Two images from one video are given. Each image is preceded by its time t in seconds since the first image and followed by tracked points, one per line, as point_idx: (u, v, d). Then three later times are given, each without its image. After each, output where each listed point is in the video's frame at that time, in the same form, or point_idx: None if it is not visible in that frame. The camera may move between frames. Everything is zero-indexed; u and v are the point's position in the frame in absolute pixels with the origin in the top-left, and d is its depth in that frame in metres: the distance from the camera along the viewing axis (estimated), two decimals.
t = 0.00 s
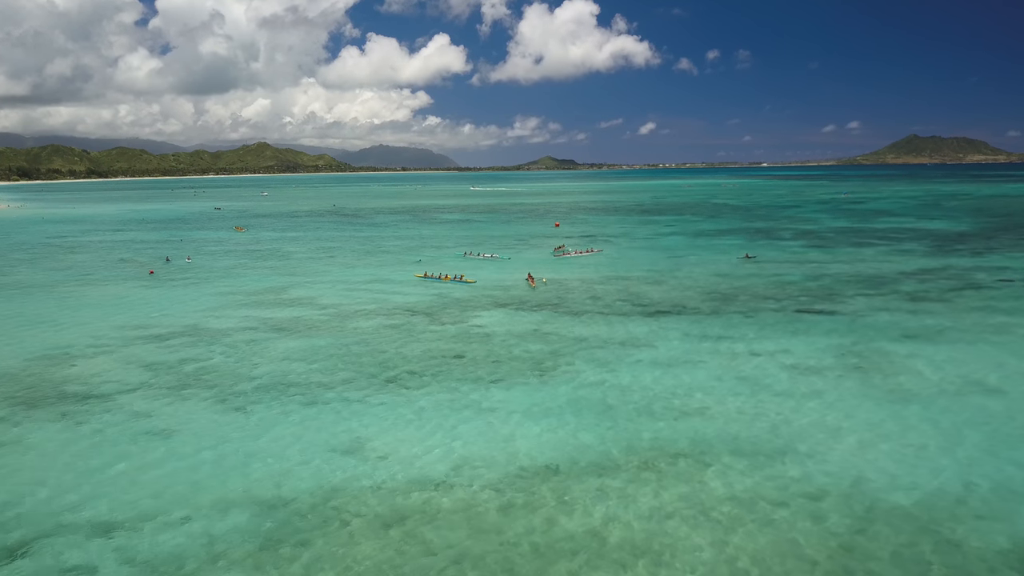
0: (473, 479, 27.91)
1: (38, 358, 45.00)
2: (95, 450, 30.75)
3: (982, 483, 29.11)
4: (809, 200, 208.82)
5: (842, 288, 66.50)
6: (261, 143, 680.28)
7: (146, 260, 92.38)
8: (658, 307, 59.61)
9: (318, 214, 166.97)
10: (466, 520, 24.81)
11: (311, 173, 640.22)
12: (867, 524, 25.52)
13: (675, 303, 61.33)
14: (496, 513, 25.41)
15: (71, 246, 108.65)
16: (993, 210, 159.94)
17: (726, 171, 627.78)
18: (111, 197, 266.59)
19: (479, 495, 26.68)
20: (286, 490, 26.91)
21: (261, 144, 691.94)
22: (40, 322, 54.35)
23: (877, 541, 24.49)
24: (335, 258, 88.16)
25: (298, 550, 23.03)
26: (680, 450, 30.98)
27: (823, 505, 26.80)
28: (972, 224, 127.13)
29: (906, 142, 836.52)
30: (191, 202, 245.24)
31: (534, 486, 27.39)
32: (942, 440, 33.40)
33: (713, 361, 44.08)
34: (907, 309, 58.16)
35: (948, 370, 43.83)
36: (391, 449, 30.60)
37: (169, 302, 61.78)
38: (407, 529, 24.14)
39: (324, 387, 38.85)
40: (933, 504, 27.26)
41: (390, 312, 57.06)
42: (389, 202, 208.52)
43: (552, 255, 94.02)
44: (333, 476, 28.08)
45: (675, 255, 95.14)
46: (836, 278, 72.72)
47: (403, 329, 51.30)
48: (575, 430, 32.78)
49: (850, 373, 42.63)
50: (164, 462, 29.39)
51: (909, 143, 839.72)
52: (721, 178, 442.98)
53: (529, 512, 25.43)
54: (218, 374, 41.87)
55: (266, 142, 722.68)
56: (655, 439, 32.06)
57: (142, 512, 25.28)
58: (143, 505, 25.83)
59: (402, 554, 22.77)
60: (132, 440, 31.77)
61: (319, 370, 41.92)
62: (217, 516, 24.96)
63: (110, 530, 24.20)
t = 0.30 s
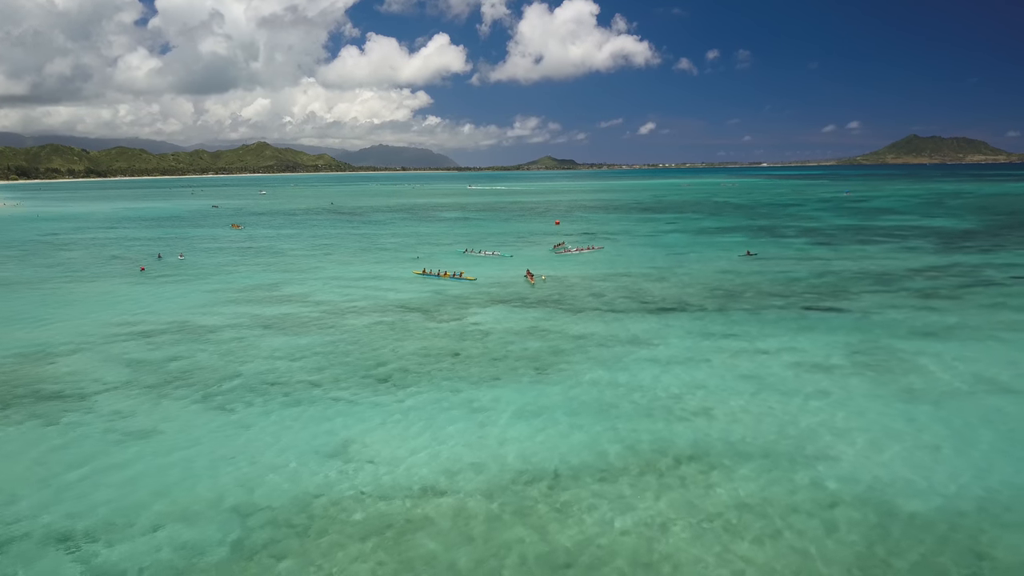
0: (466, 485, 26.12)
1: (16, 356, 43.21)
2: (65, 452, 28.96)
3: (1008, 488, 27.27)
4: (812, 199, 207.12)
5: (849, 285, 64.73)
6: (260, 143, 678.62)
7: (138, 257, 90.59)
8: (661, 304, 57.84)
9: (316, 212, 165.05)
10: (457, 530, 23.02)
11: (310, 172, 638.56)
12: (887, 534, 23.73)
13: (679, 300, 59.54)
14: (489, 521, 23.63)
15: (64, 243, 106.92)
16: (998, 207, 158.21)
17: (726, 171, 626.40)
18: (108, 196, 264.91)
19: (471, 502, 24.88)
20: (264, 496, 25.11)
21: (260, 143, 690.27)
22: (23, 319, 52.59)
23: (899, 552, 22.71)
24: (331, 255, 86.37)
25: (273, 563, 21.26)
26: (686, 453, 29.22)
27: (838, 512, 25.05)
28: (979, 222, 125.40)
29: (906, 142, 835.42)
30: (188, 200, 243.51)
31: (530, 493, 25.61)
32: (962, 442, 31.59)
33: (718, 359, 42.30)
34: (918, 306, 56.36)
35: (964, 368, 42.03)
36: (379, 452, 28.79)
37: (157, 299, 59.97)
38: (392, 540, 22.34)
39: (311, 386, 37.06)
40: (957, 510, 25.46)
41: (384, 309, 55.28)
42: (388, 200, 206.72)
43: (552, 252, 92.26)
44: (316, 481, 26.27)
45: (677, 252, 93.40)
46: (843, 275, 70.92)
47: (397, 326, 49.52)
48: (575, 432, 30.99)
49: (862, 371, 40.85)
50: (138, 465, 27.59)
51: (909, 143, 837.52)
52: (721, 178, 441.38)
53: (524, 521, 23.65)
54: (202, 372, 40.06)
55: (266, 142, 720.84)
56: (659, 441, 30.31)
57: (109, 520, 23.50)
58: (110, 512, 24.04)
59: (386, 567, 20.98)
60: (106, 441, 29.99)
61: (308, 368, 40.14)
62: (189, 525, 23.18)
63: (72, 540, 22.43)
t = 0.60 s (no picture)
0: (468, 496, 24.24)
1: None
2: (38, 460, 27.01)
3: None
4: (814, 197, 205.58)
5: (859, 284, 62.97)
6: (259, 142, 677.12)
7: (130, 255, 88.56)
8: (667, 303, 56.03)
9: (313, 210, 163.20)
10: (459, 547, 21.11)
11: (309, 172, 636.92)
12: (925, 552, 21.85)
13: (685, 298, 57.72)
14: (494, 538, 21.74)
15: (55, 241, 104.80)
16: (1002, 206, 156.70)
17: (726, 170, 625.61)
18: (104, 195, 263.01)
19: (474, 516, 22.98)
20: (250, 509, 23.23)
21: (259, 142, 688.61)
22: (6, 317, 50.78)
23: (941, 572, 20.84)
24: (327, 253, 84.51)
25: None
26: (701, 460, 27.36)
27: (867, 525, 23.24)
28: (984, 220, 123.91)
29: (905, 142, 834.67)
30: (185, 199, 241.69)
31: (538, 505, 23.71)
32: (994, 446, 29.76)
33: (729, 360, 40.53)
34: (932, 305, 54.58)
35: (987, 368, 40.21)
36: (374, 460, 26.90)
37: (146, 297, 57.96)
38: (387, 558, 20.45)
39: (303, 387, 35.24)
40: (998, 523, 23.61)
41: (381, 308, 53.54)
42: (386, 199, 204.99)
43: (553, 250, 90.51)
44: (306, 491, 24.39)
45: (681, 250, 91.61)
46: (852, 273, 69.26)
47: (394, 326, 47.73)
48: (584, 439, 29.08)
49: (879, 373, 39.06)
50: (115, 474, 25.66)
51: (909, 143, 836.09)
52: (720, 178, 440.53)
53: (533, 537, 21.75)
54: (189, 373, 38.09)
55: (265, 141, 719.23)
56: (670, 447, 28.50)
57: (80, 536, 21.56)
58: (83, 527, 22.11)
59: None
60: (82, 448, 28.01)
61: (300, 369, 38.33)
62: (167, 541, 21.25)
63: (38, 559, 20.52)
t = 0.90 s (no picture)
0: (460, 509, 22.60)
1: None
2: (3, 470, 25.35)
3: None
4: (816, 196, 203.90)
5: (867, 282, 61.30)
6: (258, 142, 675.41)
7: (121, 253, 86.73)
8: (670, 302, 54.37)
9: (310, 209, 161.31)
10: (448, 567, 19.47)
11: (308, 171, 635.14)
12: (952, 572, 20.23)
13: (688, 297, 56.04)
14: (486, 556, 20.11)
15: (46, 239, 102.89)
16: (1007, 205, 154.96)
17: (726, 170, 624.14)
18: (101, 193, 261.13)
19: (465, 531, 21.35)
20: (224, 524, 21.58)
21: (258, 142, 686.81)
22: None
23: None
24: (322, 252, 82.77)
25: None
26: (708, 469, 25.74)
27: (892, 544, 21.53)
28: (990, 219, 122.30)
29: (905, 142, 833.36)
30: (183, 197, 239.84)
31: (534, 519, 22.07)
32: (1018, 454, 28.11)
33: (736, 361, 38.85)
34: (944, 305, 52.93)
35: (1005, 370, 38.55)
36: (361, 469, 25.24)
37: (133, 296, 56.21)
38: None
39: (289, 390, 33.50)
40: None
41: (375, 307, 51.86)
42: (385, 197, 203.18)
43: (552, 249, 88.86)
44: (286, 503, 22.73)
45: (683, 248, 89.91)
46: (859, 271, 67.62)
47: (388, 325, 46.05)
48: (584, 446, 27.45)
49: (892, 375, 37.42)
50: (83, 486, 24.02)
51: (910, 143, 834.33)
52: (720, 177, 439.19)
53: (528, 556, 20.12)
54: (171, 374, 36.38)
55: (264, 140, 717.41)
56: (678, 457, 26.78)
57: (38, 556, 19.92)
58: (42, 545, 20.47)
59: None
60: (51, 456, 26.35)
61: (287, 371, 36.59)
62: (132, 561, 19.62)
63: None
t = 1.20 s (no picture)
0: (452, 526, 20.90)
1: None
2: None
3: None
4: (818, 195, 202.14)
5: (877, 282, 59.56)
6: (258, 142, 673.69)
7: (113, 252, 84.97)
8: (675, 302, 52.63)
9: (308, 208, 159.52)
10: None
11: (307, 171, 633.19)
12: None
13: (693, 297, 54.30)
14: None
15: (38, 238, 101.07)
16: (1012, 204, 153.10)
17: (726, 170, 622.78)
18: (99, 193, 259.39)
19: (458, 551, 19.65)
20: (196, 542, 19.88)
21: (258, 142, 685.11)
22: None
23: None
24: (318, 251, 80.99)
25: None
26: (720, 481, 24.04)
27: (926, 566, 19.76)
28: (997, 218, 120.49)
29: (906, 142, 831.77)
30: (180, 196, 238.29)
31: (533, 537, 20.39)
32: None
33: (746, 364, 37.11)
34: (958, 305, 51.14)
35: None
36: (348, 481, 23.54)
37: (121, 296, 54.49)
38: None
39: (276, 394, 31.76)
40: None
41: (370, 307, 50.14)
42: (384, 196, 201.39)
43: (553, 247, 87.05)
44: (264, 519, 21.02)
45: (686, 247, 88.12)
46: (867, 270, 65.85)
47: (382, 326, 44.31)
48: (587, 455, 25.77)
49: (910, 378, 35.65)
50: (48, 499, 22.35)
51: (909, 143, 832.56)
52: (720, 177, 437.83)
53: None
54: (153, 377, 34.66)
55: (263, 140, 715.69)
56: (689, 468, 25.03)
57: None
58: None
59: None
60: (18, 466, 24.70)
61: (276, 374, 34.84)
62: None
63: None
